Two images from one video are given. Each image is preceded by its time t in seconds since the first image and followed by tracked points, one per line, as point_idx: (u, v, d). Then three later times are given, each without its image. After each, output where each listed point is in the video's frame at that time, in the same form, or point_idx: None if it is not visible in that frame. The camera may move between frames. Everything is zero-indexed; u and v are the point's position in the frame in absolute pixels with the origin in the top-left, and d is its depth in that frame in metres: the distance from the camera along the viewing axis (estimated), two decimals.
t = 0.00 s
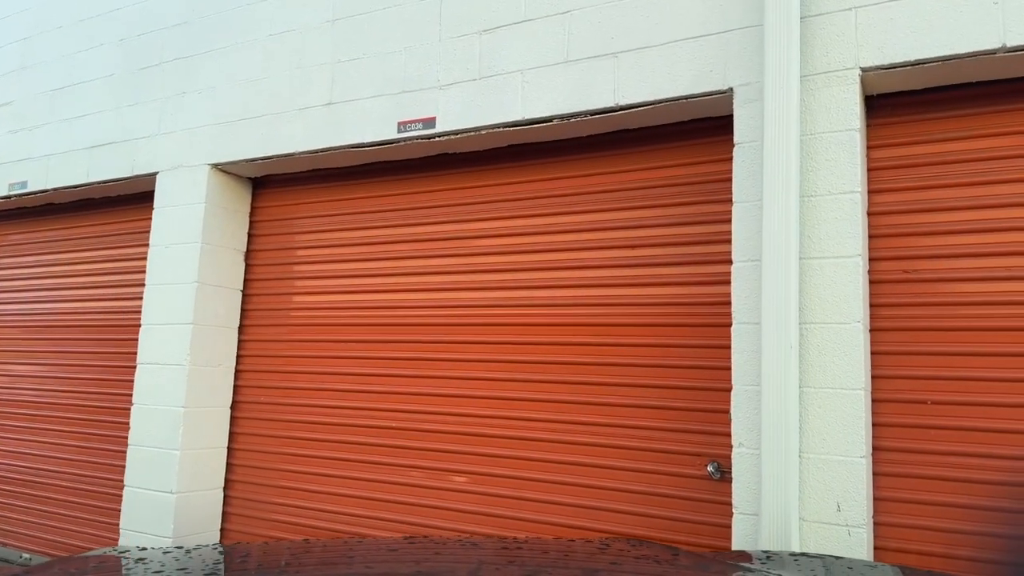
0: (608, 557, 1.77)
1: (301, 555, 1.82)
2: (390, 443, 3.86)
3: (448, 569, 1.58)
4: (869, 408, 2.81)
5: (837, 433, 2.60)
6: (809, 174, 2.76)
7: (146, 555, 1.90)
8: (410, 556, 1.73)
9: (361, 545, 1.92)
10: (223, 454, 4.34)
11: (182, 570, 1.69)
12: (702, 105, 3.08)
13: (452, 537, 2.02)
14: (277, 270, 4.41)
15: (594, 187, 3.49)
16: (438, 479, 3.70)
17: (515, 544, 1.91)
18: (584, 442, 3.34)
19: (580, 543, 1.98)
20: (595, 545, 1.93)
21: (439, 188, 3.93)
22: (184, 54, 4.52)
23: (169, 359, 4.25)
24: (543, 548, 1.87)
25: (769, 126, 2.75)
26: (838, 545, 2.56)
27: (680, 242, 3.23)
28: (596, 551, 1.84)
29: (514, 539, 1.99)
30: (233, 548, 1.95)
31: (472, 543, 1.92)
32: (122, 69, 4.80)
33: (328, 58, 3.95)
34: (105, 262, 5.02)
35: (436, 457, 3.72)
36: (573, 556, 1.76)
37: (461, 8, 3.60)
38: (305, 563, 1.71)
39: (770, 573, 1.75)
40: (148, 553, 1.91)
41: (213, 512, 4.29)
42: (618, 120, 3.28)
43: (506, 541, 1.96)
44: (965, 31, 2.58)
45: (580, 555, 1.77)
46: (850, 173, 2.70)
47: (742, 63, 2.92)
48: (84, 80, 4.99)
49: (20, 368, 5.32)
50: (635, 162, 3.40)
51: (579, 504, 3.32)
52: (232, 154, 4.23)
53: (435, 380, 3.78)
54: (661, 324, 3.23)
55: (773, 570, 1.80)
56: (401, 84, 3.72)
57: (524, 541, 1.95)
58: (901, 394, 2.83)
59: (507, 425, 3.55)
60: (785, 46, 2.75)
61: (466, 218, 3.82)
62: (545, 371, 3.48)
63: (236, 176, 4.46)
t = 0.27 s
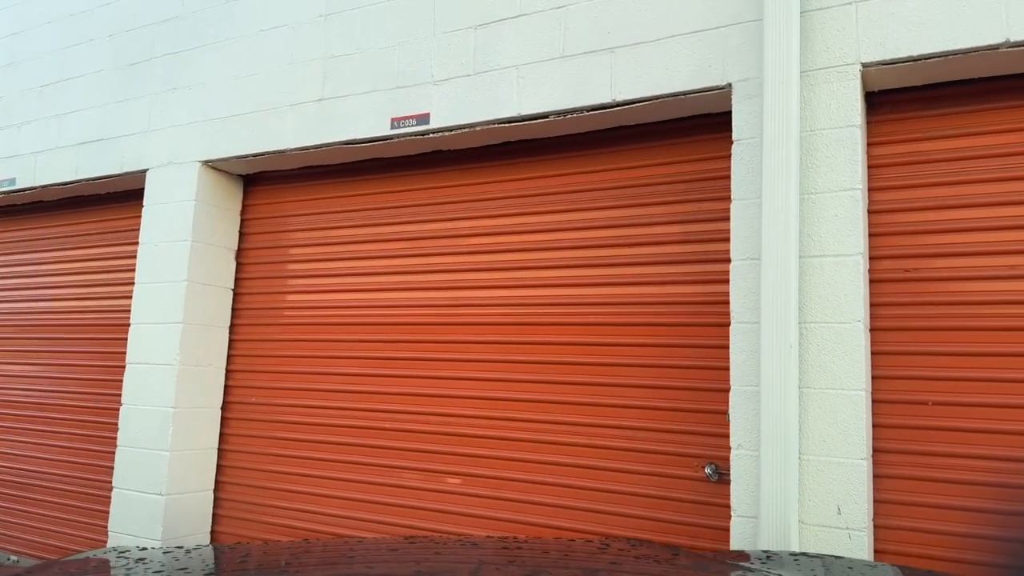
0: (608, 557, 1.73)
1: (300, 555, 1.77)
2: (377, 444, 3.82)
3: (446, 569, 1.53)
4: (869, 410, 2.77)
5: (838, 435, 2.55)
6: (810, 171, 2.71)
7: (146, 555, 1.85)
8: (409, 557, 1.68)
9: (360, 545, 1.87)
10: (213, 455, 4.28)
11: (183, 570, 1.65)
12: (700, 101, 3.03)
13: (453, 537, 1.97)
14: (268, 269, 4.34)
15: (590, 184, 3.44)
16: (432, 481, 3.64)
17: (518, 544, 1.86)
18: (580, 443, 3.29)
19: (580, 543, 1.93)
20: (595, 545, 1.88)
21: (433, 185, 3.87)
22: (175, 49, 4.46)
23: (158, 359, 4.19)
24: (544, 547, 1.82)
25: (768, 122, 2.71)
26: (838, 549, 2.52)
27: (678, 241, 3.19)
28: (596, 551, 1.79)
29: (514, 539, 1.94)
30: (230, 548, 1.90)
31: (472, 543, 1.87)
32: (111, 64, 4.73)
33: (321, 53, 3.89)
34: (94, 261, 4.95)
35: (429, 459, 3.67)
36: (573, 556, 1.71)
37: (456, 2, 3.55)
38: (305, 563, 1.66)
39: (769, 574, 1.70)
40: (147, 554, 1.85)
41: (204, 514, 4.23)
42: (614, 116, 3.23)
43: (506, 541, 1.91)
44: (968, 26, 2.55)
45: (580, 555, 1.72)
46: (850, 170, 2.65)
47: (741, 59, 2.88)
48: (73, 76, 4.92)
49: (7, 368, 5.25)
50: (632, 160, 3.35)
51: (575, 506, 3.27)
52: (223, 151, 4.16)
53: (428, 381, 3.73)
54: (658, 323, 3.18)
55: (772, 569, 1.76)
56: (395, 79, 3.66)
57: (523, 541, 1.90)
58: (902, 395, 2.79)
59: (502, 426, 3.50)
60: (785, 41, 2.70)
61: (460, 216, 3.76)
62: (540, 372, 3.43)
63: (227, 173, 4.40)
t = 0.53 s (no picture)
0: (608, 557, 1.67)
1: (299, 555, 1.71)
2: (371, 445, 3.75)
3: (444, 570, 1.48)
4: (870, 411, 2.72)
5: (839, 436, 2.50)
6: (810, 167, 2.66)
7: (146, 555, 1.79)
8: (408, 557, 1.62)
9: (360, 545, 1.81)
10: (203, 456, 4.22)
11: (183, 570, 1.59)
12: (699, 96, 2.98)
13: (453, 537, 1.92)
14: (260, 267, 4.28)
15: (587, 181, 3.39)
16: (425, 483, 3.58)
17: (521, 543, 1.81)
18: (575, 444, 3.23)
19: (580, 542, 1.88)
20: (595, 545, 1.83)
21: (426, 182, 3.81)
22: (165, 43, 4.39)
23: (147, 359, 4.11)
24: (545, 546, 1.76)
25: (769, 118, 2.65)
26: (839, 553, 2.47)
27: (675, 238, 3.13)
28: (596, 551, 1.74)
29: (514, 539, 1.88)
30: (229, 548, 1.85)
31: (472, 543, 1.81)
32: (100, 59, 4.65)
33: (313, 48, 3.83)
34: (82, 259, 4.87)
35: (423, 461, 3.61)
36: (574, 556, 1.65)
37: None
38: (305, 563, 1.60)
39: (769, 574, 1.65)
40: (147, 554, 1.79)
41: (193, 517, 4.16)
42: (612, 112, 3.17)
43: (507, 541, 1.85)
44: (972, 19, 2.50)
45: (580, 555, 1.67)
46: (852, 166, 2.60)
47: (741, 53, 2.83)
48: (61, 71, 4.84)
49: None
50: (629, 156, 3.30)
51: (570, 508, 3.21)
52: (214, 147, 4.10)
53: (422, 381, 3.66)
54: (656, 323, 3.12)
55: (772, 569, 1.71)
56: (388, 74, 3.60)
57: (523, 540, 1.84)
58: (904, 395, 2.74)
59: (496, 427, 3.44)
60: (786, 34, 2.65)
61: (455, 213, 3.70)
62: (536, 372, 3.37)
63: (218, 170, 4.33)
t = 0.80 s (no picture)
0: (608, 556, 1.62)
1: (298, 555, 1.65)
2: (362, 446, 3.69)
3: (442, 570, 1.42)
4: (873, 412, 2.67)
5: (842, 437, 2.45)
6: (812, 163, 2.61)
7: (146, 555, 1.72)
8: (407, 557, 1.57)
9: (359, 545, 1.76)
10: (193, 457, 4.15)
11: (182, 570, 1.53)
12: (698, 91, 2.92)
13: (450, 538, 1.86)
14: (251, 265, 4.21)
15: (584, 179, 3.33)
16: (418, 484, 3.52)
17: (519, 544, 1.76)
18: (572, 445, 3.18)
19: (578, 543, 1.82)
20: (594, 545, 1.77)
21: (420, 179, 3.75)
22: (155, 38, 4.31)
23: (136, 358, 4.04)
24: (542, 547, 1.71)
25: (770, 113, 2.60)
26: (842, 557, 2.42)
27: (674, 236, 3.08)
28: (595, 551, 1.69)
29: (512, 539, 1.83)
30: (226, 548, 1.79)
31: (471, 543, 1.76)
32: (89, 53, 4.58)
33: (305, 41, 3.76)
34: (70, 257, 4.79)
35: (416, 462, 3.54)
36: (574, 556, 1.60)
37: None
38: (306, 563, 1.54)
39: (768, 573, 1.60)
40: (146, 553, 1.73)
41: (183, 519, 4.09)
42: (609, 107, 3.12)
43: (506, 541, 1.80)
44: (977, 12, 2.45)
45: (579, 555, 1.61)
46: (855, 161, 2.55)
47: (741, 47, 2.77)
48: (49, 66, 4.76)
49: None
50: (627, 153, 3.24)
51: (566, 511, 3.15)
52: (204, 143, 4.03)
53: (415, 380, 3.60)
54: (654, 321, 3.07)
55: (772, 570, 1.66)
56: (382, 69, 3.53)
57: (522, 541, 1.79)
58: (906, 396, 2.69)
59: (491, 428, 3.38)
60: (788, 27, 2.60)
61: (450, 210, 3.64)
62: (532, 371, 3.32)
63: (208, 166, 4.26)
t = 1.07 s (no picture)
0: (608, 558, 1.57)
1: (296, 557, 1.61)
2: (356, 447, 3.64)
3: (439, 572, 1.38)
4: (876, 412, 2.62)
5: (845, 438, 2.40)
6: (815, 159, 2.56)
7: (144, 556, 1.68)
8: (405, 559, 1.52)
9: (355, 547, 1.71)
10: (185, 458, 4.09)
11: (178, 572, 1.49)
12: (699, 86, 2.87)
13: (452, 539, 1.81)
14: (244, 263, 4.15)
15: (582, 175, 3.28)
16: (413, 485, 3.46)
17: (520, 545, 1.71)
18: (569, 446, 3.13)
19: (579, 544, 1.77)
20: (594, 547, 1.72)
21: (416, 176, 3.70)
22: (147, 33, 4.25)
23: (127, 357, 3.98)
24: (542, 549, 1.66)
25: (772, 108, 2.55)
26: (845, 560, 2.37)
27: (673, 234, 3.03)
28: (595, 552, 1.64)
29: (513, 541, 1.78)
30: (221, 550, 1.74)
31: (470, 544, 1.72)
32: (80, 49, 4.51)
33: (300, 36, 3.71)
34: (61, 255, 4.73)
35: (411, 463, 3.49)
36: (574, 557, 1.56)
37: None
38: (303, 564, 1.50)
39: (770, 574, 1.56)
40: (142, 556, 1.68)
41: (175, 520, 4.03)
42: (608, 103, 3.07)
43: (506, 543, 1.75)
44: (983, 6, 2.41)
45: (579, 556, 1.57)
46: (858, 158, 2.51)
47: (742, 41, 2.73)
48: (40, 61, 4.69)
49: None
50: (626, 149, 3.20)
51: (563, 513, 3.10)
52: (197, 139, 3.97)
53: (411, 380, 3.55)
54: (653, 320, 3.02)
55: (774, 570, 1.61)
56: (377, 64, 3.48)
57: (521, 542, 1.75)
58: (909, 396, 2.65)
59: (487, 428, 3.32)
60: (790, 21, 2.55)
61: (446, 208, 3.59)
62: (529, 370, 3.27)
63: (201, 163, 4.20)
